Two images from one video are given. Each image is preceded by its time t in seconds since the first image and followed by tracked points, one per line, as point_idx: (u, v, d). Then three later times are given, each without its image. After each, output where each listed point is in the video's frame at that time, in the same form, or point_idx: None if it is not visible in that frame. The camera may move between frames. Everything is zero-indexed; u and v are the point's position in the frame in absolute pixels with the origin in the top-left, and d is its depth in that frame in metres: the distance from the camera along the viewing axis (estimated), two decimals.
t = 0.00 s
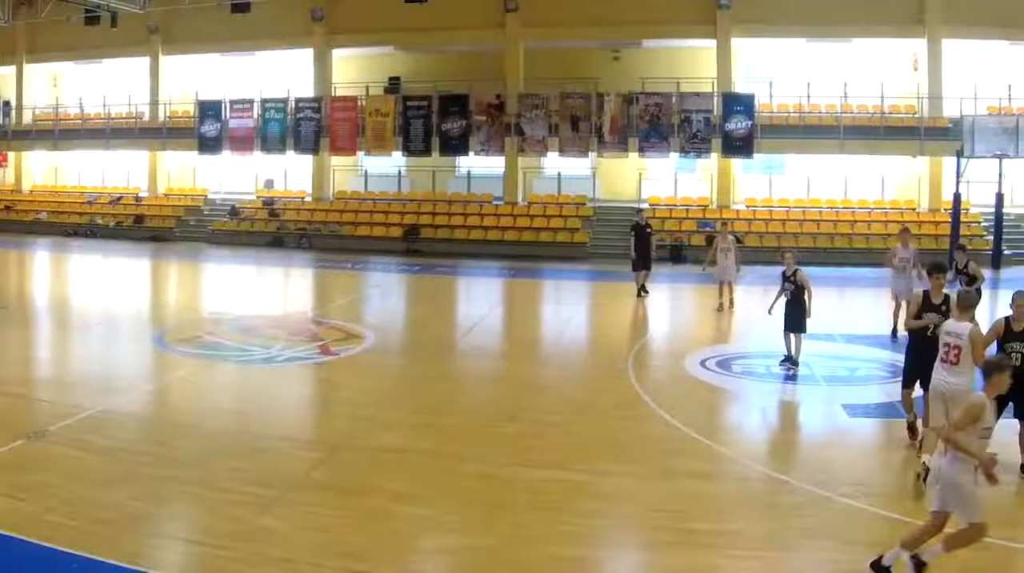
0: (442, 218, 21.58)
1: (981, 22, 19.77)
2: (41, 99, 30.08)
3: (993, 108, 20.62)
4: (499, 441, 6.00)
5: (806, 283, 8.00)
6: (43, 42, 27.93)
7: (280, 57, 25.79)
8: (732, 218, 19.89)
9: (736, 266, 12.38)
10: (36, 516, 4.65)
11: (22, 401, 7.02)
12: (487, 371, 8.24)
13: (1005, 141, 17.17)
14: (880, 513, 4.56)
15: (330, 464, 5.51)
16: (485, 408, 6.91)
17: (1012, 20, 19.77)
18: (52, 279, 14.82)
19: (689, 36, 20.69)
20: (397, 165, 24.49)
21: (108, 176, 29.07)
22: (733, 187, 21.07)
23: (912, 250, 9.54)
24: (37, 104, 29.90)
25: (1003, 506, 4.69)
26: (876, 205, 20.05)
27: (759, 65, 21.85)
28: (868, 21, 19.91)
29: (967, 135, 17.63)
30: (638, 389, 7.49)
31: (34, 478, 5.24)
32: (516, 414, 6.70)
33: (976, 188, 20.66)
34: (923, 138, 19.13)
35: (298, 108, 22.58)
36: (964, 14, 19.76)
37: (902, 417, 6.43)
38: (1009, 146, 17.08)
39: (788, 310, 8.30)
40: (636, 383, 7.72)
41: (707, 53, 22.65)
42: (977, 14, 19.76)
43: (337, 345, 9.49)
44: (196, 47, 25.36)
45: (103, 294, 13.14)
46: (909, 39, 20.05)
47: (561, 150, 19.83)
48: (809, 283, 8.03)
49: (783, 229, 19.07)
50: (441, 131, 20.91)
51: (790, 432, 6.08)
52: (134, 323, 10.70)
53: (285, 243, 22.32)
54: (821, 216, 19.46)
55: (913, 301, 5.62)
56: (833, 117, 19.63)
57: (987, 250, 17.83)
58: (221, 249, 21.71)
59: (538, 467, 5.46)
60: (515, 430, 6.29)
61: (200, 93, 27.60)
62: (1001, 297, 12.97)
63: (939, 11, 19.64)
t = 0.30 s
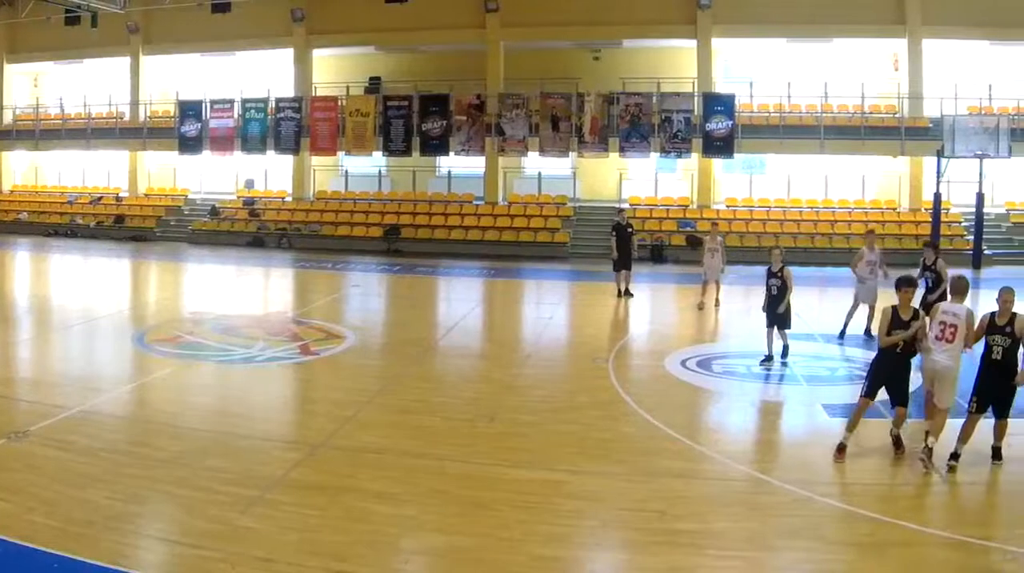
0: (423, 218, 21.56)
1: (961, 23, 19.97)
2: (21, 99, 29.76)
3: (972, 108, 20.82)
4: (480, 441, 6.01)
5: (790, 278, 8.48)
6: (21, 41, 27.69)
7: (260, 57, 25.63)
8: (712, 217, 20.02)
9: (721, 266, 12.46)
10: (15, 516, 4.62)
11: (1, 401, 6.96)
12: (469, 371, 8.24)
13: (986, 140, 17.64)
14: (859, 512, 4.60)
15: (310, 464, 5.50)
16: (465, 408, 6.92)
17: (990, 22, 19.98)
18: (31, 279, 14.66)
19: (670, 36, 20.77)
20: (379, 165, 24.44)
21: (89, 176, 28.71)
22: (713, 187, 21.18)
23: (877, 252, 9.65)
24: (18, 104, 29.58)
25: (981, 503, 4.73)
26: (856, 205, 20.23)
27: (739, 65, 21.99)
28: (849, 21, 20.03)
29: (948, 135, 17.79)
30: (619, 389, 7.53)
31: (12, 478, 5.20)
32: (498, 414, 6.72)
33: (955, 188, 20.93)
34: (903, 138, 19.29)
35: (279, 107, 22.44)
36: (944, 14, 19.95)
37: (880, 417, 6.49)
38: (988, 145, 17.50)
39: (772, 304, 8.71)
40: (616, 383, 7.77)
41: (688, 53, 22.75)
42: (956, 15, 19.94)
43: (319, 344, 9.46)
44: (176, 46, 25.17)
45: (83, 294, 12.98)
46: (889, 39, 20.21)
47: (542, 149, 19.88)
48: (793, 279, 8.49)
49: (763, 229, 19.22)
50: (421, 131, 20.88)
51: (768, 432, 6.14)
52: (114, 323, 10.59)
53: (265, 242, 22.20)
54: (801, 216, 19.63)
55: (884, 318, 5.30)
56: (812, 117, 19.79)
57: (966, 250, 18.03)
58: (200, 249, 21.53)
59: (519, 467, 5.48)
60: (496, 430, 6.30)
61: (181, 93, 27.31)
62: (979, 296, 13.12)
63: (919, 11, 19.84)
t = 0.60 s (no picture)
0: (404, 218, 21.52)
1: (944, 23, 20.07)
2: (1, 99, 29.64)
3: (952, 108, 20.98)
4: (461, 441, 6.03)
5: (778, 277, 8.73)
6: None
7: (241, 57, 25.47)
8: (692, 217, 20.13)
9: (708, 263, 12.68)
10: None
11: None
12: (450, 371, 8.25)
13: (965, 140, 17.86)
14: (839, 512, 4.65)
15: (291, 464, 5.49)
16: (446, 407, 6.93)
17: (972, 22, 20.06)
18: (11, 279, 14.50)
19: (651, 36, 20.86)
20: (359, 164, 24.39)
21: (69, 176, 28.44)
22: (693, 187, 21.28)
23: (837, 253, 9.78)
24: None
25: (960, 503, 4.79)
26: (836, 205, 20.40)
27: (719, 66, 22.15)
28: (831, 21, 20.13)
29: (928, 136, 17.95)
30: (601, 388, 7.57)
31: None
32: (478, 414, 6.74)
33: (935, 187, 21.16)
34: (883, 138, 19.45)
35: (260, 107, 22.35)
36: (924, 14, 20.07)
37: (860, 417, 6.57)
38: (968, 146, 17.69)
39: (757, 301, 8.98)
40: (597, 383, 7.80)
41: (669, 53, 22.85)
42: (937, 15, 20.05)
43: (299, 344, 9.43)
44: (155, 44, 24.96)
45: (63, 294, 12.83)
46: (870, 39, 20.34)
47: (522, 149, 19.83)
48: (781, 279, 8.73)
49: (744, 229, 19.36)
50: (401, 131, 20.84)
51: (748, 431, 6.20)
52: (95, 324, 10.49)
53: (246, 242, 22.16)
54: (781, 216, 19.80)
55: (892, 328, 5.12)
56: (793, 117, 19.91)
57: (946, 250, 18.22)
58: (181, 249, 21.36)
59: (499, 468, 5.49)
60: (477, 430, 6.32)
61: (161, 93, 27.09)
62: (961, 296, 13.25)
63: (901, 11, 19.98)
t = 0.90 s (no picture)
0: (385, 217, 21.46)
1: (925, 23, 20.16)
2: None
3: (933, 108, 21.14)
4: (442, 442, 6.04)
5: (760, 273, 9.16)
6: None
7: (222, 56, 25.31)
8: (671, 217, 20.23)
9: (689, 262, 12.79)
10: None
11: None
12: (431, 371, 8.25)
13: (947, 140, 17.93)
14: (819, 512, 4.70)
15: (271, 464, 5.47)
16: (427, 407, 6.94)
17: (952, 22, 20.15)
18: None
19: (632, 36, 20.92)
20: (340, 164, 24.31)
21: (49, 176, 28.21)
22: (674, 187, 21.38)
23: (806, 253, 10.01)
24: None
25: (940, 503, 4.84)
26: (817, 205, 20.54)
27: (700, 66, 22.29)
28: (812, 22, 20.25)
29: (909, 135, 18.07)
30: (582, 388, 7.61)
31: None
32: (459, 414, 6.76)
33: (914, 188, 21.39)
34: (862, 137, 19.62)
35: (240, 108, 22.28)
36: (906, 14, 20.18)
37: (839, 417, 6.63)
38: (948, 146, 17.82)
39: (742, 298, 9.33)
40: (577, 383, 7.84)
41: (650, 53, 22.95)
42: (917, 15, 20.17)
43: (279, 345, 9.39)
44: (135, 43, 24.75)
45: (43, 294, 12.70)
46: (851, 39, 20.44)
47: (502, 149, 19.96)
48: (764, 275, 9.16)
49: (724, 230, 19.48)
50: (382, 131, 20.82)
51: (728, 431, 6.26)
52: (77, 324, 10.38)
53: (226, 243, 21.99)
54: (761, 216, 19.94)
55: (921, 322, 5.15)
56: (774, 117, 20.02)
57: (926, 250, 18.39)
58: (160, 249, 21.18)
59: (480, 468, 5.51)
60: (458, 430, 6.33)
61: (142, 93, 26.92)
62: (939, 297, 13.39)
63: (882, 12, 20.08)
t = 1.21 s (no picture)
0: (365, 218, 21.41)
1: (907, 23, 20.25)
2: None
3: (913, 107, 21.28)
4: (424, 442, 6.04)
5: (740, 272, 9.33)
6: None
7: (202, 56, 25.13)
8: (650, 217, 20.32)
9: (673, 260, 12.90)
10: None
11: None
12: (412, 370, 8.26)
13: (926, 140, 18.12)
14: (800, 512, 4.74)
15: (252, 464, 5.46)
16: (408, 407, 6.94)
17: (933, 21, 20.24)
18: None
19: (613, 36, 20.97)
20: (320, 165, 24.21)
21: (29, 176, 27.93)
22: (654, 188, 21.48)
23: (776, 254, 10.03)
24: None
25: (919, 502, 4.88)
26: (798, 205, 20.68)
27: (680, 66, 22.41)
28: (793, 22, 20.35)
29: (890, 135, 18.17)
30: (562, 388, 7.64)
31: None
32: (440, 414, 6.77)
33: (895, 187, 21.62)
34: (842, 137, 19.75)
35: (220, 107, 22.15)
36: (888, 15, 20.27)
37: (818, 417, 6.69)
38: (929, 146, 17.95)
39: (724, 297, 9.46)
40: (558, 383, 7.87)
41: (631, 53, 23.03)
42: (898, 15, 20.27)
43: (260, 345, 9.35)
44: (115, 43, 24.53)
45: (23, 294, 12.56)
46: (833, 39, 20.56)
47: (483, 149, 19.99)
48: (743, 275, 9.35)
49: (705, 230, 19.62)
50: (362, 131, 20.77)
51: (708, 431, 6.31)
52: (58, 324, 10.28)
53: (206, 243, 21.83)
54: (741, 216, 20.08)
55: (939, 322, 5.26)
56: (754, 117, 20.11)
57: (907, 250, 18.58)
58: (140, 249, 20.99)
59: (461, 468, 5.52)
60: (439, 430, 6.34)
61: (123, 93, 26.71)
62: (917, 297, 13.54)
63: (864, 12, 20.18)
